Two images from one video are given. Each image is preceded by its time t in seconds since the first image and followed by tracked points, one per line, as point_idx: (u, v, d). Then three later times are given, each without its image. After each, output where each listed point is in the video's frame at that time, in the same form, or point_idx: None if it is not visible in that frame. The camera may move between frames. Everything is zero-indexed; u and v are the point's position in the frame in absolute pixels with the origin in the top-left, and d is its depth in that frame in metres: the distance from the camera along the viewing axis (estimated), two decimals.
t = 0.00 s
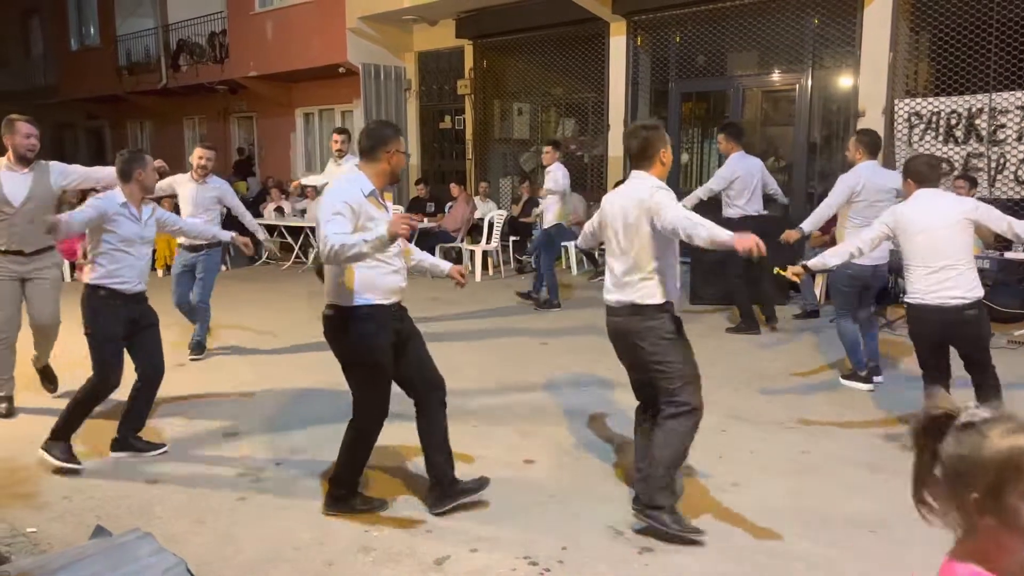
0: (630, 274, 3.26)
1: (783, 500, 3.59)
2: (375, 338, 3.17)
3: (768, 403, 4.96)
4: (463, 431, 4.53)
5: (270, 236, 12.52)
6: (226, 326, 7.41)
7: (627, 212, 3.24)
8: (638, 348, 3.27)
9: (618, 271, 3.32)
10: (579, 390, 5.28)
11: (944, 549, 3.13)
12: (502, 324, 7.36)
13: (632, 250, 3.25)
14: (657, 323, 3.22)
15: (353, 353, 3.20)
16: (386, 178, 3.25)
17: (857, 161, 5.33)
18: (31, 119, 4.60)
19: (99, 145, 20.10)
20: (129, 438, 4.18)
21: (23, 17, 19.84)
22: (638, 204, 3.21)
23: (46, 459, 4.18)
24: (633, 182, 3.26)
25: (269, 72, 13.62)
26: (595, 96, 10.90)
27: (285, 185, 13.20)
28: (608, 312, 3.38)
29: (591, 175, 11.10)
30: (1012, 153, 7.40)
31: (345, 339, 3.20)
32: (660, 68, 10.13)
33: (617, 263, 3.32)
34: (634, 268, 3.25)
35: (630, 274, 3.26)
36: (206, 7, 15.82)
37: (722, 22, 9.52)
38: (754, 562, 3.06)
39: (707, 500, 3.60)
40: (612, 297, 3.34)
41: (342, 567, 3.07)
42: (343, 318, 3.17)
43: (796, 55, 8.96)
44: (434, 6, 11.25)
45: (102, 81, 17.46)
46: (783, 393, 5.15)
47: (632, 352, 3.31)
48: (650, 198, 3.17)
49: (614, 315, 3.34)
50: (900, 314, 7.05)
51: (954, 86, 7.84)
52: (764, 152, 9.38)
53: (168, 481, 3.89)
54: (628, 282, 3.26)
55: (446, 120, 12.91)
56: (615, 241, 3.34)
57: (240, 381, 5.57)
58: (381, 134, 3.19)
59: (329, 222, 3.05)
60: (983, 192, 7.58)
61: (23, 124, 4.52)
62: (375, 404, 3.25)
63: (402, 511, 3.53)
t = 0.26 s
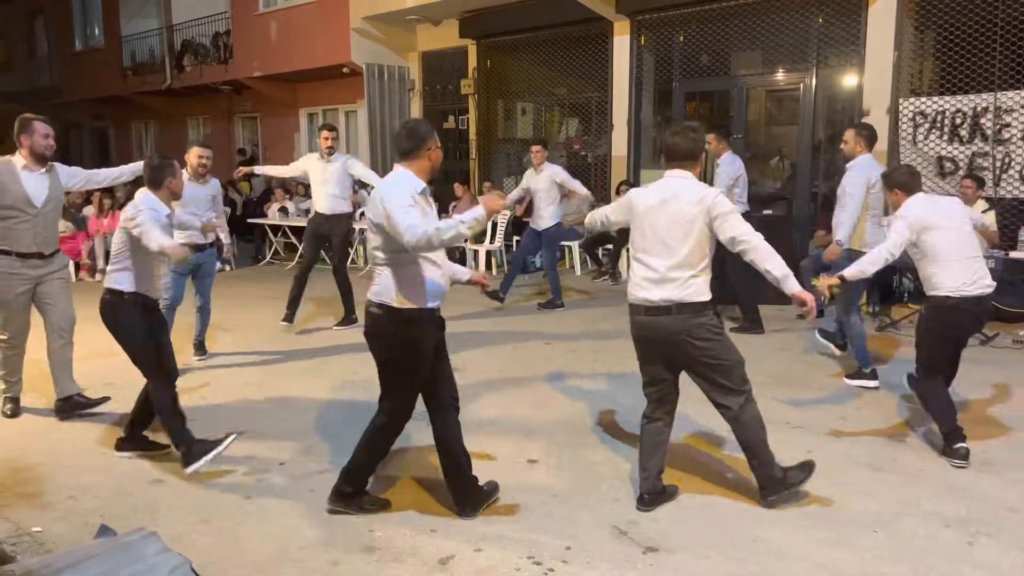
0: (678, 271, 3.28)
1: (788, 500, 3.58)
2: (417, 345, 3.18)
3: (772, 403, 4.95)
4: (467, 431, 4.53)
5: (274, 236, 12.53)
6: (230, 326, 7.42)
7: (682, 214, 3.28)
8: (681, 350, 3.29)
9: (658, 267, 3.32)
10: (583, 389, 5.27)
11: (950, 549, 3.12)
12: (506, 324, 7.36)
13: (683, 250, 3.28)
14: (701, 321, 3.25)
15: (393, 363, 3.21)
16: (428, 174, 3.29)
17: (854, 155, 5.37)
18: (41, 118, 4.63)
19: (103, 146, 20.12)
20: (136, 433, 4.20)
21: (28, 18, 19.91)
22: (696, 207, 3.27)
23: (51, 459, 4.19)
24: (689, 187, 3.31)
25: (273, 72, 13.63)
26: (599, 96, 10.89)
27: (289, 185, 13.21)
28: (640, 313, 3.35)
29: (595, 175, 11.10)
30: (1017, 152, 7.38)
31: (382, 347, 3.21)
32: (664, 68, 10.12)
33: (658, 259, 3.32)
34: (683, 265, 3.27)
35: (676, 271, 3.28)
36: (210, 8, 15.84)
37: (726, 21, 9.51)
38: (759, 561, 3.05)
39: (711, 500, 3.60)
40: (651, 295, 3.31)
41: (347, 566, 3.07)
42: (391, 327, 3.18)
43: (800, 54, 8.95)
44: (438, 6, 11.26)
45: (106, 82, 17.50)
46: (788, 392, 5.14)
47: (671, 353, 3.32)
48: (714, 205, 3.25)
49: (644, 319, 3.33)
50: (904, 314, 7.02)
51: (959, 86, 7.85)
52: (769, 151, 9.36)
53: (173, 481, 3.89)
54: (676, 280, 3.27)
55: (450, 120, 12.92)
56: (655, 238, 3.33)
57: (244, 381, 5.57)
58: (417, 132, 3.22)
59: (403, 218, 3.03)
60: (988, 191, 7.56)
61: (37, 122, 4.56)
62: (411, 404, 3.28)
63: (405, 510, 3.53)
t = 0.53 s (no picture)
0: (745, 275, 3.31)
1: (790, 500, 3.58)
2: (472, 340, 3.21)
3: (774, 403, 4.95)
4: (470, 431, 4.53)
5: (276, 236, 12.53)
6: (232, 326, 7.43)
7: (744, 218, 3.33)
8: (730, 350, 3.32)
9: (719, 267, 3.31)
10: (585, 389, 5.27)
11: (953, 550, 3.11)
12: (508, 324, 7.35)
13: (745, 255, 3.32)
14: (756, 322, 3.31)
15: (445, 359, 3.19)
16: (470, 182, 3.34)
17: (847, 162, 5.47)
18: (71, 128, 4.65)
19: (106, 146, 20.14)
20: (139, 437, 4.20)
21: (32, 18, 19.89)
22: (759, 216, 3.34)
23: (54, 459, 4.20)
24: (746, 194, 3.37)
25: (275, 72, 13.64)
26: (601, 95, 10.88)
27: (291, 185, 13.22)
28: (695, 317, 3.32)
29: (597, 174, 11.09)
30: (1020, 151, 7.32)
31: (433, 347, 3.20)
32: (666, 68, 10.12)
33: (723, 261, 3.31)
34: (747, 270, 3.32)
35: (740, 274, 3.30)
36: (212, 8, 15.86)
37: (728, 20, 9.50)
38: (761, 562, 3.05)
39: (714, 500, 3.59)
40: (718, 298, 3.28)
41: (349, 566, 3.07)
42: (451, 325, 3.17)
43: (803, 53, 8.93)
44: (439, 5, 11.25)
45: (109, 82, 17.51)
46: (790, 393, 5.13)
47: (718, 354, 3.33)
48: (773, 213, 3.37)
49: (688, 321, 3.34)
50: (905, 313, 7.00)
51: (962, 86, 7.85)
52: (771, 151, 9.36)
53: (176, 480, 3.90)
54: (741, 282, 3.30)
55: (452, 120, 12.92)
56: (707, 239, 3.34)
57: (247, 381, 5.57)
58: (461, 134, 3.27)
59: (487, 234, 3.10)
60: (992, 190, 7.52)
61: (70, 131, 4.59)
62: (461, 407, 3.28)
63: (408, 510, 3.53)
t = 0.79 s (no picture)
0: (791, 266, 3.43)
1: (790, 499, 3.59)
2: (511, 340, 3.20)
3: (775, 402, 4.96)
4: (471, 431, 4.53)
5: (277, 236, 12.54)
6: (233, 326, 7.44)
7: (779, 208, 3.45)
8: (783, 336, 3.42)
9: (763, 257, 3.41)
10: (586, 389, 5.27)
11: (954, 550, 3.11)
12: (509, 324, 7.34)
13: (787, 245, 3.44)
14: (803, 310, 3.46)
15: (491, 362, 3.16)
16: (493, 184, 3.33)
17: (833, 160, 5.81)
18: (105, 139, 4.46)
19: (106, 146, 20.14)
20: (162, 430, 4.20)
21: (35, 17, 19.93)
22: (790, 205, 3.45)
23: (56, 459, 4.20)
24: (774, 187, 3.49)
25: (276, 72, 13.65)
26: (602, 95, 10.88)
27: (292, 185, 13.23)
28: (761, 308, 3.37)
29: (598, 174, 11.09)
30: (1021, 151, 7.33)
31: (474, 349, 3.15)
32: (667, 68, 10.12)
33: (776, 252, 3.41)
34: (791, 261, 3.44)
35: (788, 265, 3.42)
36: (213, 8, 15.87)
37: (728, 20, 9.50)
38: (762, 562, 3.05)
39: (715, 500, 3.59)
40: (778, 289, 3.37)
41: (350, 566, 3.07)
42: (494, 326, 3.16)
43: (804, 52, 8.92)
44: (440, 6, 11.26)
45: (110, 82, 17.52)
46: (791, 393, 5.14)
47: (770, 343, 3.42)
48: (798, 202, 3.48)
49: (747, 312, 3.37)
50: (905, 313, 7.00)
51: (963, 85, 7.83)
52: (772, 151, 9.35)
53: (177, 480, 3.90)
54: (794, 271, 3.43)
55: (453, 120, 12.92)
56: (746, 229, 3.42)
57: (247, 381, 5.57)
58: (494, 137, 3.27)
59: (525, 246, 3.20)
60: (993, 190, 7.51)
61: (106, 144, 4.42)
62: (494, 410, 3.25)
63: (408, 510, 3.54)
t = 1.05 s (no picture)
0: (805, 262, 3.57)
1: (790, 498, 3.59)
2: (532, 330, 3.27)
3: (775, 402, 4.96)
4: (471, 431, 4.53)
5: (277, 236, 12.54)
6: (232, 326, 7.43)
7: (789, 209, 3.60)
8: (801, 342, 3.57)
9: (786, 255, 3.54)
10: (586, 389, 5.27)
11: (954, 549, 3.11)
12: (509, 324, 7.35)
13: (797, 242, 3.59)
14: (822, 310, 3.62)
15: (515, 352, 3.23)
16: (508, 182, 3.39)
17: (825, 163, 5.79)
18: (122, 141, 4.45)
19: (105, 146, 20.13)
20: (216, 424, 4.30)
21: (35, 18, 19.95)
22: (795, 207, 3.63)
23: (56, 459, 4.20)
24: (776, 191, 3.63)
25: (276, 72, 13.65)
26: (601, 95, 10.88)
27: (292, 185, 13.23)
28: (793, 308, 3.49)
29: (598, 174, 11.10)
30: (1020, 151, 7.33)
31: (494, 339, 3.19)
32: (666, 68, 10.12)
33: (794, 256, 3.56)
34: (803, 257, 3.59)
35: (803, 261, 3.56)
36: (213, 8, 15.86)
37: (728, 20, 9.50)
38: (762, 561, 3.05)
39: (716, 500, 3.59)
40: (804, 285, 3.51)
41: (350, 567, 3.07)
42: (518, 318, 3.20)
43: (803, 52, 8.92)
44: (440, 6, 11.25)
45: (110, 82, 17.51)
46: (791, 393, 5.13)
47: (791, 345, 3.55)
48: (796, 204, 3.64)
49: (778, 311, 3.48)
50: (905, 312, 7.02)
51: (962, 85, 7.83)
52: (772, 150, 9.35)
53: (177, 480, 3.90)
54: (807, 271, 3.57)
55: (453, 120, 12.92)
56: (770, 227, 3.53)
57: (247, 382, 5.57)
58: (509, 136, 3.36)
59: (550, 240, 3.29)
60: (992, 190, 7.51)
61: (122, 146, 4.41)
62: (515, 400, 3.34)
63: (408, 510, 3.54)
